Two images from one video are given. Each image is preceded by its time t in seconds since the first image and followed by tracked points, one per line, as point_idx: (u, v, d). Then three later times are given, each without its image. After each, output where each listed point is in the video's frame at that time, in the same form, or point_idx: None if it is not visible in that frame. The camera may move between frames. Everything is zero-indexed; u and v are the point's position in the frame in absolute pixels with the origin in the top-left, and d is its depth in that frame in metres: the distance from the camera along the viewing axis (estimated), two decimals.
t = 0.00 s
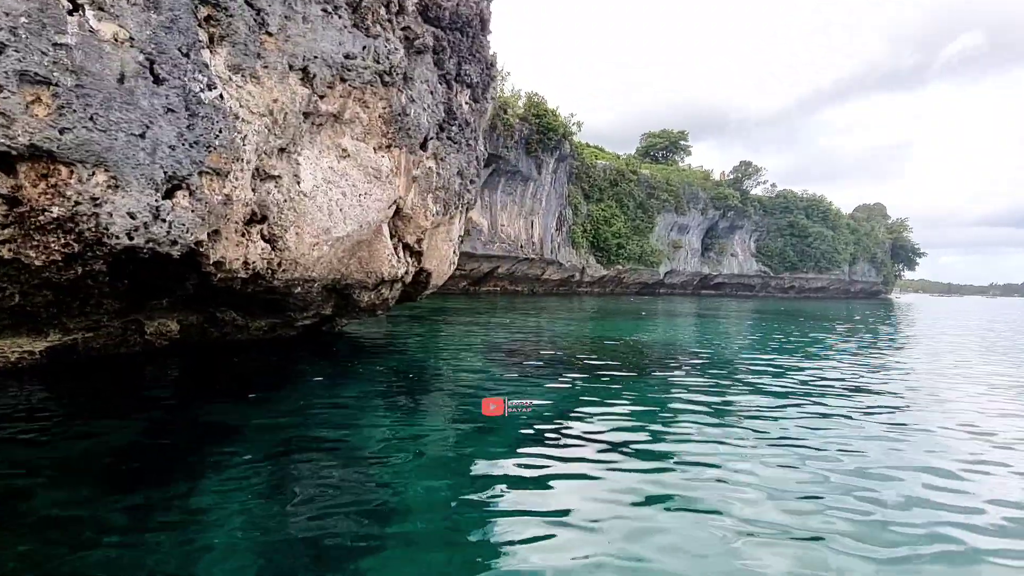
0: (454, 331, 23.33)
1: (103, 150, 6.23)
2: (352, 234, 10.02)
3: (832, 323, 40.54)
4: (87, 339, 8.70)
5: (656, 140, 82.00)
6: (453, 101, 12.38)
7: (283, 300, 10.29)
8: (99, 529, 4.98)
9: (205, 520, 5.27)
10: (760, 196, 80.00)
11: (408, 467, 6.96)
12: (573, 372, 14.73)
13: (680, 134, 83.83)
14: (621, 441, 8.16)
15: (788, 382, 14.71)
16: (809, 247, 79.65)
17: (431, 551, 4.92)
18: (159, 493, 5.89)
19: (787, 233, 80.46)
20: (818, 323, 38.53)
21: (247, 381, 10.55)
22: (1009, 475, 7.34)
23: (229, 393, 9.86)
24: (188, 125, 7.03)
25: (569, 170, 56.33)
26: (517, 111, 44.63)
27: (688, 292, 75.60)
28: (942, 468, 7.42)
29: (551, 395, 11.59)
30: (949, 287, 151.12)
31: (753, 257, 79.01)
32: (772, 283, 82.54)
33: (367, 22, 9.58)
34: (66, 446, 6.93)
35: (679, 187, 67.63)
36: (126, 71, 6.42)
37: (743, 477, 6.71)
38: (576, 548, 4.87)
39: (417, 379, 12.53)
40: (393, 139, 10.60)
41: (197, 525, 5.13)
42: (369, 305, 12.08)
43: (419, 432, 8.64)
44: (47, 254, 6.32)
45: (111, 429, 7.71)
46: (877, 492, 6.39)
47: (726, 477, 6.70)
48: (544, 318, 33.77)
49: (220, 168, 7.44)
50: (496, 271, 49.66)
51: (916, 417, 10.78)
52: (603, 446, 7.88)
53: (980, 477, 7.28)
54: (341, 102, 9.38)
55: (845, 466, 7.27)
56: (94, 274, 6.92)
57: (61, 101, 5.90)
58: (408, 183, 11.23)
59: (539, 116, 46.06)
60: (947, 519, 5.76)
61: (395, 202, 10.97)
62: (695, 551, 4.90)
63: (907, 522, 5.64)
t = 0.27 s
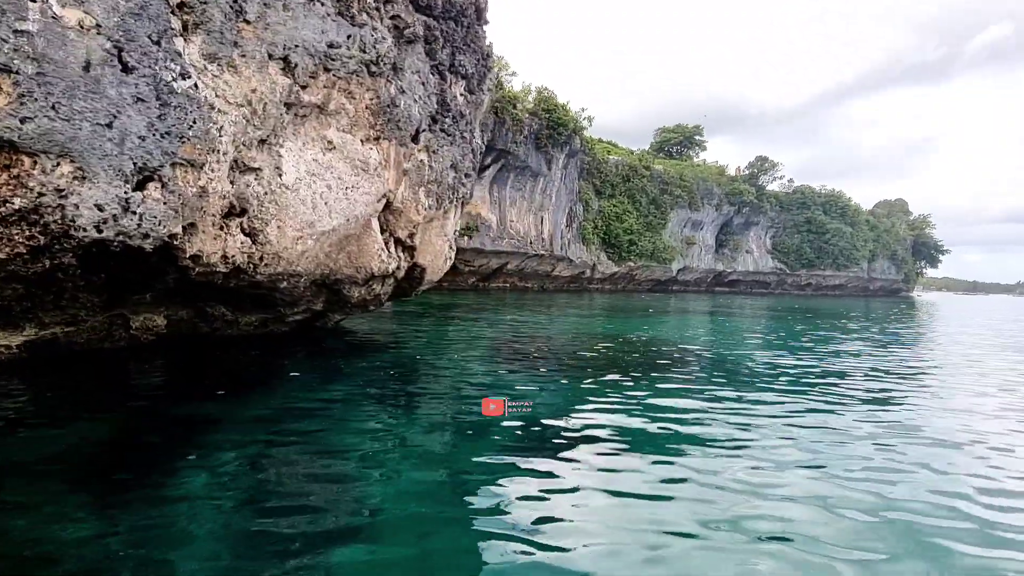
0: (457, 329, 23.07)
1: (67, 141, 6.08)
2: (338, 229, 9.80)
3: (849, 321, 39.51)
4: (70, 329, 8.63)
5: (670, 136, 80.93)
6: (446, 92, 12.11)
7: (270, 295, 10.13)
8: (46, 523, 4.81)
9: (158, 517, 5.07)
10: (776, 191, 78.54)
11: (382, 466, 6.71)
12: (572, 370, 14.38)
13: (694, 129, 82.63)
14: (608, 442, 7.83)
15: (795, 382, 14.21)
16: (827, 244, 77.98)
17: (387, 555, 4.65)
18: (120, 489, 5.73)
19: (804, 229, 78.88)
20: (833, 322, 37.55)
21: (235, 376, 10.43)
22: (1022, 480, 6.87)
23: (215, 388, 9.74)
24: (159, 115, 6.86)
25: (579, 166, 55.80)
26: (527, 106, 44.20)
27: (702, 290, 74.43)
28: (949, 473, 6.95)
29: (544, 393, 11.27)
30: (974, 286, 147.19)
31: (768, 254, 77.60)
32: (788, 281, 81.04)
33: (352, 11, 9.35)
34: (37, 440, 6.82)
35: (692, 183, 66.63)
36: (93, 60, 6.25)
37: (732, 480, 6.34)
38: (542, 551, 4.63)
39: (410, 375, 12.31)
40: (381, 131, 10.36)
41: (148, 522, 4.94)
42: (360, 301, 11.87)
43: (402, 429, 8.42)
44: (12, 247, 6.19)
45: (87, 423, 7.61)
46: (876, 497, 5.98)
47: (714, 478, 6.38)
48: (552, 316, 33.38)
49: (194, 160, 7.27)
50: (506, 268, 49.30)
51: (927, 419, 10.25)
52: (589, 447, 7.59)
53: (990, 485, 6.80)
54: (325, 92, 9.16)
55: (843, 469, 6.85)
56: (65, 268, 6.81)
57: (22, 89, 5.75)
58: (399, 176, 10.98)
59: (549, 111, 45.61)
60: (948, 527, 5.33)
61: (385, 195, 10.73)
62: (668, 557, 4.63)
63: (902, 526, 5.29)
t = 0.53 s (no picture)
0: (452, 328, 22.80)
1: (15, 137, 5.86)
2: (314, 228, 9.46)
3: (855, 320, 38.82)
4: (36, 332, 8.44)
5: (673, 134, 80.38)
6: (429, 88, 11.85)
7: (246, 296, 9.90)
8: None
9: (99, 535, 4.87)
10: (780, 189, 77.82)
11: (345, 473, 6.48)
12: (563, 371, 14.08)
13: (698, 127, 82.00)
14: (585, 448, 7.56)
15: (791, 381, 13.84)
16: (833, 242, 77.12)
17: None
18: (67, 501, 5.51)
19: (809, 227, 78.11)
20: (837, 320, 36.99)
21: (211, 379, 10.21)
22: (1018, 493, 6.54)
23: (190, 392, 9.53)
24: (116, 111, 6.63)
25: (581, 165, 55.37)
26: (526, 105, 43.88)
27: (706, 289, 73.81)
28: (937, 486, 6.65)
29: (529, 393, 11.01)
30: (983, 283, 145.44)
31: (773, 253, 76.88)
32: (794, 280, 80.25)
33: (325, 4, 9.13)
34: None
35: (696, 182, 66.07)
36: (42, 53, 6.04)
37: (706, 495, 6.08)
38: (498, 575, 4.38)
39: (395, 377, 12.06)
40: (359, 128, 10.11)
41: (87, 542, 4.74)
42: (342, 302, 11.64)
43: (376, 433, 8.18)
44: None
45: (49, 431, 7.42)
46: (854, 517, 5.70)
47: (691, 493, 6.09)
48: (551, 316, 33.04)
49: (155, 157, 7.03)
50: (506, 268, 49.03)
51: (923, 420, 9.91)
52: (566, 453, 7.33)
53: (980, 495, 6.50)
54: (297, 88, 8.92)
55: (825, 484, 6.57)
56: (20, 268, 6.61)
57: None
58: (378, 174, 10.74)
59: (549, 110, 45.24)
60: (928, 552, 5.04)
61: (365, 194, 10.43)
62: None
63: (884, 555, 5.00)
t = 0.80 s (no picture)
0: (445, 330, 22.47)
1: None
2: (285, 228, 9.15)
3: (857, 318, 38.29)
4: None
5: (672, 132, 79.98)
6: (407, 84, 11.58)
7: (217, 300, 9.63)
8: None
9: (27, 558, 4.57)
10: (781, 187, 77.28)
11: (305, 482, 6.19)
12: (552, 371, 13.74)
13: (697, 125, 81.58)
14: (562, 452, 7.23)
15: (786, 380, 13.46)
16: (834, 240, 76.55)
17: None
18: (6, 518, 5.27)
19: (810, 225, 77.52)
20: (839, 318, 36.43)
21: (184, 385, 9.95)
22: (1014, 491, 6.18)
23: (159, 398, 9.26)
24: (62, 108, 6.36)
25: (578, 164, 54.99)
26: (522, 105, 43.55)
27: (707, 288, 73.20)
28: (928, 485, 6.31)
29: (511, 395, 10.69)
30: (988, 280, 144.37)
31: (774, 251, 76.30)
32: (796, 277, 79.51)
33: None
34: None
35: (695, 180, 65.61)
36: None
37: (681, 500, 5.76)
38: None
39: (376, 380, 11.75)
40: (332, 125, 9.81)
41: (11, 566, 4.45)
42: (320, 304, 11.33)
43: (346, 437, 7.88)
44: None
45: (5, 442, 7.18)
46: (837, 520, 5.37)
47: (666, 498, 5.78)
48: (547, 316, 32.68)
49: (107, 156, 6.75)
50: (504, 269, 48.66)
51: (918, 418, 9.55)
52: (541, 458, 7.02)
53: (975, 493, 6.16)
54: (264, 84, 8.65)
55: (809, 485, 6.23)
56: None
57: None
58: (353, 173, 10.44)
59: (545, 109, 44.91)
60: (913, 558, 4.71)
61: (339, 193, 10.11)
62: None
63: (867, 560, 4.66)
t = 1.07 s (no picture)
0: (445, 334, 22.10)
1: None
2: (263, 230, 8.83)
3: (870, 317, 37.28)
4: None
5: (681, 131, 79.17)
6: (392, 81, 11.30)
7: (196, 304, 9.39)
8: None
9: None
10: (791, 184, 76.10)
11: (269, 491, 5.88)
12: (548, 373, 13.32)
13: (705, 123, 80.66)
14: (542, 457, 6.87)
15: (792, 382, 12.91)
16: (847, 237, 75.15)
17: None
18: None
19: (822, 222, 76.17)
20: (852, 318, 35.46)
21: (165, 390, 9.73)
22: None
23: (138, 403, 9.06)
24: (18, 107, 6.21)
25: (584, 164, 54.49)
26: (525, 105, 43.22)
27: (717, 288, 72.12)
28: (929, 491, 5.86)
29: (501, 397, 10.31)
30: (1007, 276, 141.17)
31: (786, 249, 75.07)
32: (808, 276, 78.14)
33: None
34: None
35: (703, 179, 64.77)
36: None
37: (660, 508, 5.37)
38: None
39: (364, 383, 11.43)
40: (312, 124, 9.49)
41: None
42: (305, 307, 11.05)
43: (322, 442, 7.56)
44: None
45: None
46: (831, 529, 4.95)
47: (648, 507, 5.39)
48: (552, 318, 32.23)
49: (68, 157, 6.61)
50: (509, 270, 48.25)
51: (926, 420, 9.03)
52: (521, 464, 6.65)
53: (987, 500, 5.67)
54: (237, 82, 8.39)
55: (800, 490, 5.82)
56: None
57: None
58: (336, 172, 10.10)
59: (549, 109, 44.51)
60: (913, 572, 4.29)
61: (321, 194, 9.76)
62: None
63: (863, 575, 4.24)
